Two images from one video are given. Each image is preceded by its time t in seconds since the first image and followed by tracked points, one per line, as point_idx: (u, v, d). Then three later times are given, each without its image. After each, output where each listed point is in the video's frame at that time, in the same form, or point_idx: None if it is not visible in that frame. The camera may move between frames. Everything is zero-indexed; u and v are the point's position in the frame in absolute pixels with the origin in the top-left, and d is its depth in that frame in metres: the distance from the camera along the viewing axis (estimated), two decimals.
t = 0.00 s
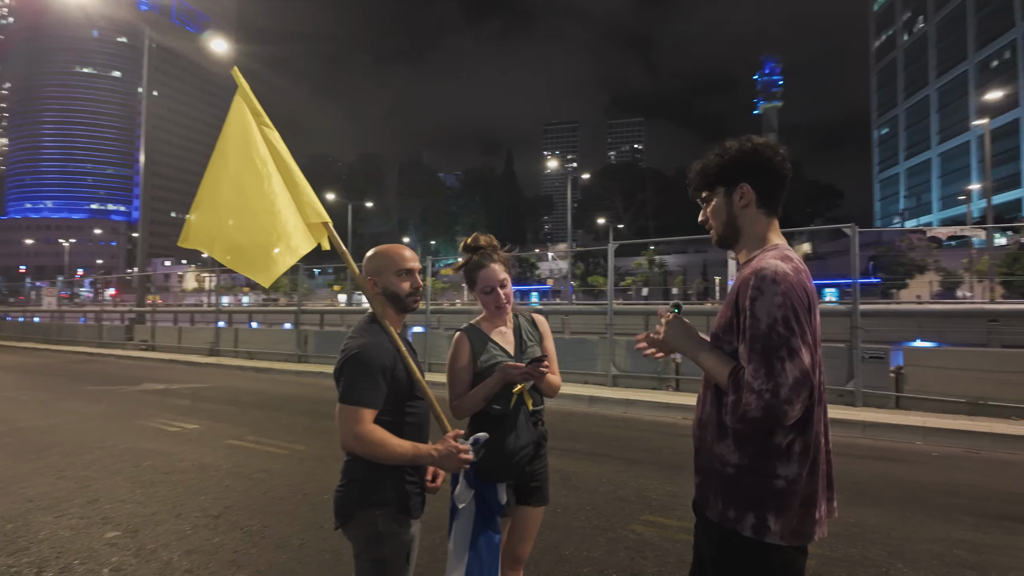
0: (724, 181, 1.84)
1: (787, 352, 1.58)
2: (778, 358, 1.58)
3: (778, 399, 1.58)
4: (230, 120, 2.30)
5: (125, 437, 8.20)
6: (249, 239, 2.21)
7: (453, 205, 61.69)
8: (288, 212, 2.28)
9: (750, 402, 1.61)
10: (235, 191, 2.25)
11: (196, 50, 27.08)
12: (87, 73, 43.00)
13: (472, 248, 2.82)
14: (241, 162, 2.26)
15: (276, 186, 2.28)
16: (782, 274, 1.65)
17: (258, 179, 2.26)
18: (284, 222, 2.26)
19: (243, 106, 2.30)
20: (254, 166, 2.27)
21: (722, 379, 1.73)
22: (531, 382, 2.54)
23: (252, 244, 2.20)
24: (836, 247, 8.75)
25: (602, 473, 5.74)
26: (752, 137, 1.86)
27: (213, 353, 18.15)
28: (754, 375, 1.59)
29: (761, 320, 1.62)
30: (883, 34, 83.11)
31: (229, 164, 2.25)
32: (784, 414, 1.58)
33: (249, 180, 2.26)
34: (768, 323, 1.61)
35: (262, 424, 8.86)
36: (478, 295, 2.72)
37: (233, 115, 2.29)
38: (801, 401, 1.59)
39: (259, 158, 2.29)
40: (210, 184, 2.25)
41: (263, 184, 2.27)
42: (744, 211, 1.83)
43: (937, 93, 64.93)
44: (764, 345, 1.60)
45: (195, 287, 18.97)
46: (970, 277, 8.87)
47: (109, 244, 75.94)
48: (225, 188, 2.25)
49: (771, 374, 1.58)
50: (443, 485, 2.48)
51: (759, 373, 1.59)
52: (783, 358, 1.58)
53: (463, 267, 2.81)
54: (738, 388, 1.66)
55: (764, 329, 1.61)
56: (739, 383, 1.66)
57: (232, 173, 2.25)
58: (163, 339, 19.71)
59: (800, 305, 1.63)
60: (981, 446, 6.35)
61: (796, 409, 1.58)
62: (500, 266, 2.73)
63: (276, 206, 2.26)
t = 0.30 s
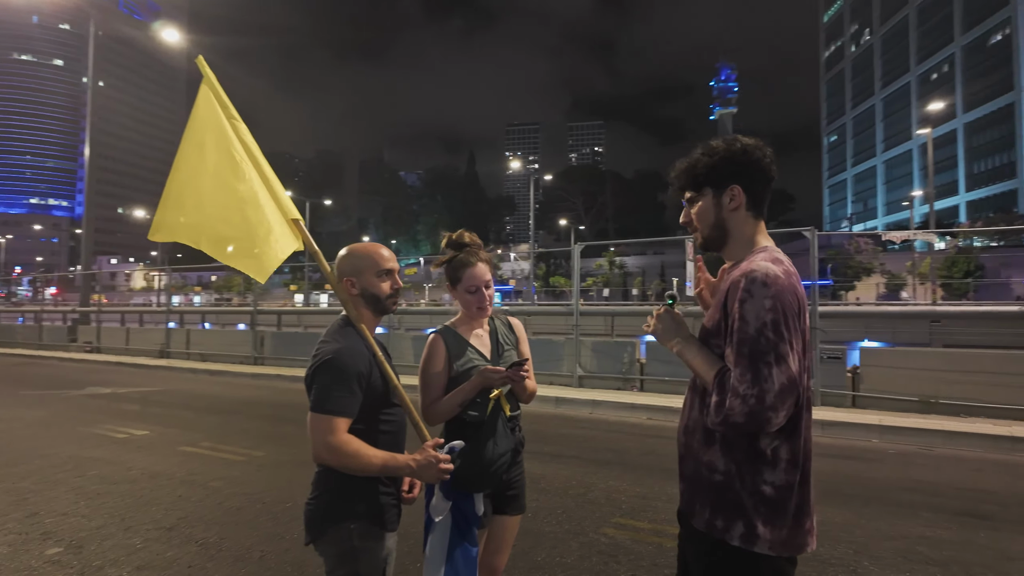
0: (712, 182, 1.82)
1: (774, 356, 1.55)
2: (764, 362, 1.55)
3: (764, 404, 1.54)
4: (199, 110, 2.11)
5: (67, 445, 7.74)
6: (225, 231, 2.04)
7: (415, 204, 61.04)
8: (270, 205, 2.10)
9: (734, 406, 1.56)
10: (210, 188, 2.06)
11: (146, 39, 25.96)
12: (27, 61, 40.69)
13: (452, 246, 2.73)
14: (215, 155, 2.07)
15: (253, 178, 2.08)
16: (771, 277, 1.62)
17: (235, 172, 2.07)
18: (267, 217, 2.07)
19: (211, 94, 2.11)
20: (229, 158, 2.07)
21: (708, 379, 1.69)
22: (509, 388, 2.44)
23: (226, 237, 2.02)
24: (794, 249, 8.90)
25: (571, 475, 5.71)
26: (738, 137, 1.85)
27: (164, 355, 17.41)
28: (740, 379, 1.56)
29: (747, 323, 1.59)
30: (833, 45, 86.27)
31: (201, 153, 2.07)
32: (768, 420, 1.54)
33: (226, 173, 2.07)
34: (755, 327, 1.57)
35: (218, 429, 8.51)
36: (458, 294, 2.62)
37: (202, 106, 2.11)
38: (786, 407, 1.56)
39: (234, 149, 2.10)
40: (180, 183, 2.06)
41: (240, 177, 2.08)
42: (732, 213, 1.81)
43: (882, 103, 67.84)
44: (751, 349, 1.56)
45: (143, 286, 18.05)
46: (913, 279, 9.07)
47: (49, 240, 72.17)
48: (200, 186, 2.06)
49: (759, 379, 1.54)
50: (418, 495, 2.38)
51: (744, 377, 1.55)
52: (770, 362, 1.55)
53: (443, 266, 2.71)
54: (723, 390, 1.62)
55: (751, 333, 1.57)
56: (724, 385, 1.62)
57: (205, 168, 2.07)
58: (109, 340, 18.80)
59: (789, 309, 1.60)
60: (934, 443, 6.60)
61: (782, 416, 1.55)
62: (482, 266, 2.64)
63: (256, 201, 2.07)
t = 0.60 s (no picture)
0: (706, 173, 1.84)
1: (771, 351, 1.52)
2: (761, 357, 1.51)
3: (761, 399, 1.50)
4: (162, 89, 1.96)
5: (20, 451, 7.37)
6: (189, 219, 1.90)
7: (386, 203, 60.38)
8: (243, 192, 1.97)
9: (731, 402, 1.52)
10: (174, 173, 1.91)
11: (105, 30, 25.07)
12: None
13: (429, 238, 2.66)
14: (178, 141, 1.93)
15: (221, 163, 1.95)
16: (767, 269, 1.60)
17: (206, 157, 1.94)
18: (240, 205, 1.95)
19: (175, 77, 1.97)
20: (198, 144, 1.94)
21: (701, 378, 1.65)
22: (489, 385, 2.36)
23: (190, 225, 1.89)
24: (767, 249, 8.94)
25: (547, 476, 5.65)
26: (734, 129, 1.87)
27: (125, 356, 16.78)
28: (738, 374, 1.52)
29: (743, 317, 1.56)
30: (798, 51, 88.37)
31: (165, 134, 1.92)
32: (766, 417, 1.51)
33: (191, 160, 1.93)
34: (754, 320, 1.54)
35: (182, 433, 8.21)
36: (436, 286, 2.55)
37: (166, 86, 1.95)
38: (783, 403, 1.52)
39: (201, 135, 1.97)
40: (138, 169, 1.89)
41: (208, 162, 1.94)
42: (725, 206, 1.84)
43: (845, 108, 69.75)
44: (748, 343, 1.52)
45: (103, 286, 17.51)
46: (875, 279, 9.13)
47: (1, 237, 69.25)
48: (161, 172, 1.90)
49: (755, 374, 1.51)
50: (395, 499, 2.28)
51: (743, 372, 1.52)
52: (768, 356, 1.51)
53: (421, 259, 2.64)
54: (719, 387, 1.58)
55: (750, 325, 1.53)
56: (721, 382, 1.58)
57: (168, 152, 1.92)
58: (65, 342, 18.05)
59: (786, 302, 1.58)
60: (901, 439, 6.76)
61: (780, 411, 1.52)
62: (463, 259, 2.57)
63: (229, 189, 1.95)
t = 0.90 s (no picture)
0: (690, 164, 1.79)
1: (749, 345, 1.46)
2: (740, 350, 1.46)
3: (736, 395, 1.45)
4: (116, 66, 1.84)
5: None
6: (142, 207, 1.80)
7: (365, 202, 59.85)
8: (199, 179, 1.87)
9: (705, 396, 1.46)
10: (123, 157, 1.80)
11: (73, 25, 24.36)
12: None
13: (403, 233, 2.56)
14: (129, 124, 1.81)
15: (180, 148, 1.85)
16: (747, 260, 1.54)
17: (159, 143, 1.83)
18: (194, 193, 1.85)
19: (128, 55, 1.85)
20: (151, 128, 1.83)
21: (677, 373, 1.59)
22: (463, 386, 2.27)
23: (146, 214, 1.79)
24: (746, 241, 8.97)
25: (526, 477, 5.57)
26: (719, 119, 1.83)
27: (93, 359, 16.29)
28: (712, 367, 1.46)
29: (720, 310, 1.50)
30: (774, 54, 89.69)
31: (115, 112, 1.80)
32: (742, 412, 1.45)
33: (144, 145, 1.82)
34: (729, 312, 1.49)
35: (150, 437, 7.95)
36: (410, 281, 2.46)
37: (117, 64, 1.83)
38: (760, 398, 1.47)
39: (155, 118, 1.86)
40: (81, 150, 1.76)
41: (159, 148, 1.83)
42: (710, 197, 1.78)
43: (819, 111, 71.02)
44: (725, 335, 1.47)
45: (73, 286, 17.01)
46: (848, 278, 9.27)
47: None
48: (108, 156, 1.78)
49: (732, 368, 1.45)
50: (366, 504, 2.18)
51: (717, 366, 1.46)
52: (745, 350, 1.46)
53: (394, 254, 2.55)
54: (692, 383, 1.52)
55: (726, 317, 1.48)
56: (696, 378, 1.52)
57: (120, 135, 1.80)
58: (30, 344, 17.47)
59: (765, 295, 1.53)
60: (875, 436, 6.84)
61: (758, 407, 1.46)
62: (436, 252, 2.50)
63: (187, 178, 1.85)
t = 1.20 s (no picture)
0: (663, 158, 1.71)
1: (726, 348, 1.39)
2: (719, 352, 1.38)
3: (716, 398, 1.38)
4: (56, 48, 1.71)
5: None
6: (86, 200, 1.68)
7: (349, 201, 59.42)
8: (153, 168, 1.76)
9: (684, 400, 1.39)
10: (69, 144, 1.67)
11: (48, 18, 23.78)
12: None
13: (367, 230, 2.46)
14: (73, 107, 1.68)
15: (128, 139, 1.73)
16: (724, 257, 1.47)
17: (109, 131, 1.71)
18: (151, 183, 1.74)
19: (73, 35, 1.73)
20: (99, 112, 1.71)
21: (653, 376, 1.51)
22: (433, 389, 2.18)
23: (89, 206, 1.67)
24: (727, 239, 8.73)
25: (509, 479, 5.48)
26: (694, 110, 1.76)
27: (68, 360, 15.92)
28: (692, 370, 1.38)
29: (699, 309, 1.43)
30: (758, 56, 90.49)
31: (55, 97, 1.67)
32: (721, 417, 1.38)
33: (88, 133, 1.70)
34: (710, 313, 1.41)
35: (123, 440, 7.74)
36: (377, 278, 2.37)
37: (59, 45, 1.70)
38: (742, 401, 1.39)
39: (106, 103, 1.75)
40: (23, 137, 1.63)
41: (111, 135, 1.72)
42: (683, 191, 1.71)
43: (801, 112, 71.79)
44: (703, 336, 1.39)
45: (51, 287, 16.64)
46: (830, 278, 9.33)
47: None
48: (54, 144, 1.66)
49: (715, 370, 1.38)
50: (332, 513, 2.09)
51: (697, 368, 1.39)
52: (723, 351, 1.39)
53: (359, 251, 2.45)
54: (671, 387, 1.44)
55: (703, 318, 1.41)
56: (674, 382, 1.44)
57: (62, 120, 1.68)
58: (4, 345, 17.04)
59: (744, 294, 1.45)
60: (858, 435, 6.85)
61: (738, 410, 1.39)
62: (403, 247, 2.41)
63: (135, 170, 1.72)
